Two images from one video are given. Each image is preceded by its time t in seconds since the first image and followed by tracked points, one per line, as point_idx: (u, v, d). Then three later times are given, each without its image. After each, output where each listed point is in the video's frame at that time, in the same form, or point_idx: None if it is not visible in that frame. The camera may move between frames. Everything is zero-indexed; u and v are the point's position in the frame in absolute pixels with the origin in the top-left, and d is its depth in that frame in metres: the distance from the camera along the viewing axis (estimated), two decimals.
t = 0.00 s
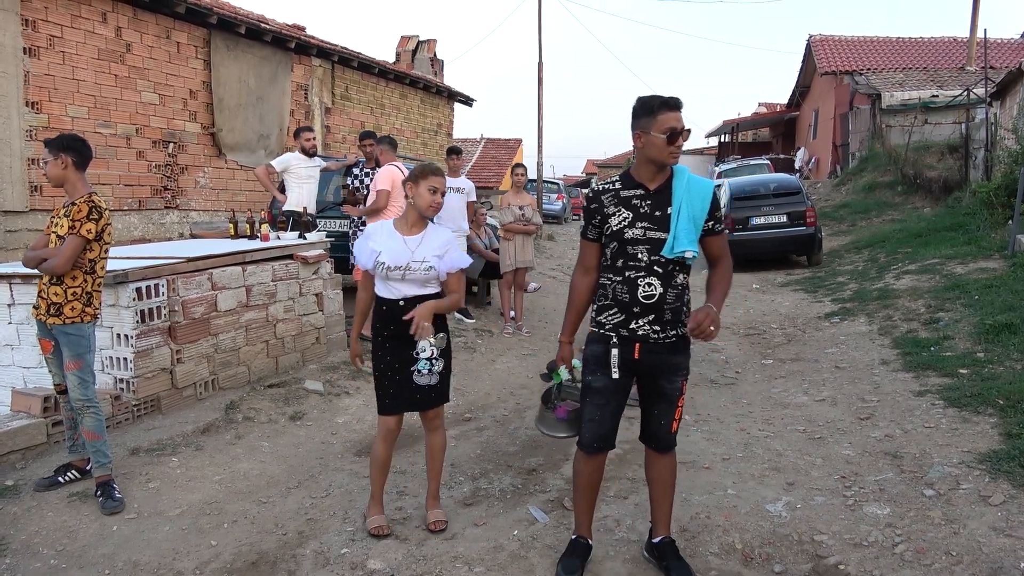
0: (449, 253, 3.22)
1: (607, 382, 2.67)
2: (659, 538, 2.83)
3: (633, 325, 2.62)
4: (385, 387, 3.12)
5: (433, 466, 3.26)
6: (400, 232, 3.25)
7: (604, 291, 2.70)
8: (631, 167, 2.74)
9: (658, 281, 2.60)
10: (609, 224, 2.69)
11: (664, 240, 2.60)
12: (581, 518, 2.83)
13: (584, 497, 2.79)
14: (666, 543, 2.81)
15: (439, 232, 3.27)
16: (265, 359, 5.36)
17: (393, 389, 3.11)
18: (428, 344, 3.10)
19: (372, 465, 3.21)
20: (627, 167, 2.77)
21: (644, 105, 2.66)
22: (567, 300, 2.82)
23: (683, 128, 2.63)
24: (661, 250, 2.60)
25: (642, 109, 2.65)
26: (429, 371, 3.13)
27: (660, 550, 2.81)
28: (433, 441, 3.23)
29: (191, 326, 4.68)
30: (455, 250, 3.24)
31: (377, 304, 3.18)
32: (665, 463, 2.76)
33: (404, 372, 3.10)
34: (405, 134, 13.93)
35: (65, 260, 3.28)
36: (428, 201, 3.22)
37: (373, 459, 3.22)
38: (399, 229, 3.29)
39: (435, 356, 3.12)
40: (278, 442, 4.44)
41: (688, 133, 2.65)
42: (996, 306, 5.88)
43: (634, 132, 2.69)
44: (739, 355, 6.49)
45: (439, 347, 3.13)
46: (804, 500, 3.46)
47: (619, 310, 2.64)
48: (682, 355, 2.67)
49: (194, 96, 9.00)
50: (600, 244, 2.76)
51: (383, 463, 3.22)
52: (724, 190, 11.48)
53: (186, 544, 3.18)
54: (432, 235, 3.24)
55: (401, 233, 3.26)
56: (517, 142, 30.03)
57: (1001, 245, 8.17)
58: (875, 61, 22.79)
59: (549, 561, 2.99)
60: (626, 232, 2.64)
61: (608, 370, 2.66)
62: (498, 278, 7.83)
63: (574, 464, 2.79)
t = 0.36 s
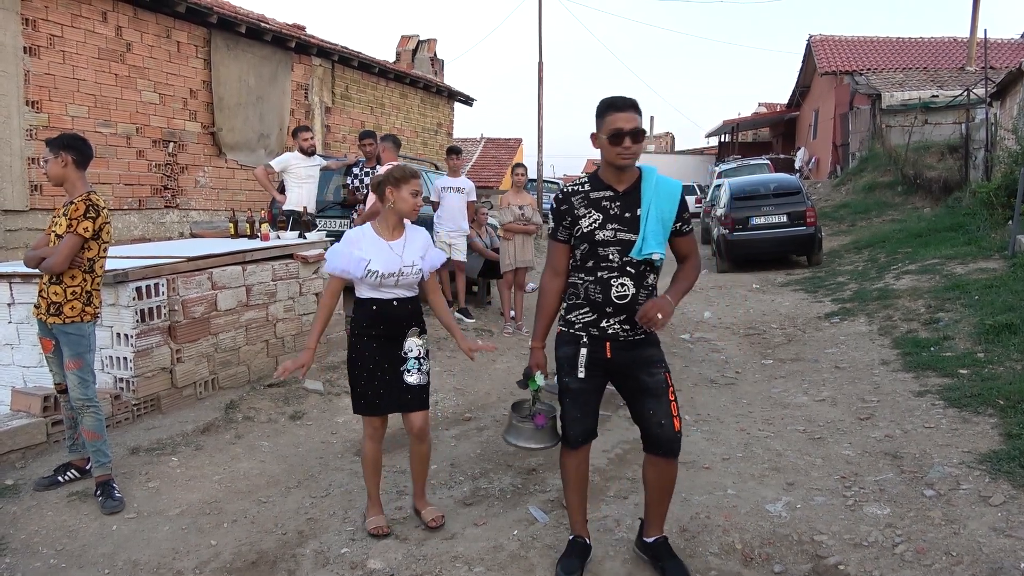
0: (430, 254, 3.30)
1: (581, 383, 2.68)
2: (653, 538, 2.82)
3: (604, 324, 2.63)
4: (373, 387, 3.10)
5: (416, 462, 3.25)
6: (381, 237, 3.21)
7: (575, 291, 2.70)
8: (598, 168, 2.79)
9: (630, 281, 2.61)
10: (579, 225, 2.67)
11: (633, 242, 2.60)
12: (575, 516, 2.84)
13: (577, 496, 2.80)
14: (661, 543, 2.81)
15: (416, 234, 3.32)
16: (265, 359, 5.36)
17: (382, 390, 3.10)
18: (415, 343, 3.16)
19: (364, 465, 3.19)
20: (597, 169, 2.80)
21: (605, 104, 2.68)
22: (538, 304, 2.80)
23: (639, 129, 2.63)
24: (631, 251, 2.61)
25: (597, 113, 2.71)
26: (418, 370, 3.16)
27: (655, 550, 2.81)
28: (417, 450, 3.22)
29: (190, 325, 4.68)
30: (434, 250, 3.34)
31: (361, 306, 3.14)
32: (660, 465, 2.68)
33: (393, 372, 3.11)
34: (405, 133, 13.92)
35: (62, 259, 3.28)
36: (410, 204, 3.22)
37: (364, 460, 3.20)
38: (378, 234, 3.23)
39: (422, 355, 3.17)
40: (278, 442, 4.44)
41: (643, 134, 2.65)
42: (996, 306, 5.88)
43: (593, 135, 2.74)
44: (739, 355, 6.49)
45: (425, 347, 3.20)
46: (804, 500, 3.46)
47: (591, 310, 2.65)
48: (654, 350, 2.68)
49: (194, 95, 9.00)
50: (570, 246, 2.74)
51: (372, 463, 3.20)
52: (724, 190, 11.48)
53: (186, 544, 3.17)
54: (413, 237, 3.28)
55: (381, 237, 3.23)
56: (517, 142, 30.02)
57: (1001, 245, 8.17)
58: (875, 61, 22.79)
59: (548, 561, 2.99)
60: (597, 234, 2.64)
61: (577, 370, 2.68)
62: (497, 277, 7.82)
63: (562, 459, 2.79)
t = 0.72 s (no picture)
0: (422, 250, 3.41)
1: (570, 383, 2.69)
2: (631, 547, 2.78)
3: (590, 323, 2.63)
4: (379, 389, 3.10)
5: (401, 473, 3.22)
6: (386, 233, 3.21)
7: (562, 289, 2.70)
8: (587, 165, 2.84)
9: (614, 277, 2.60)
10: (565, 220, 2.70)
11: (616, 234, 2.60)
12: (574, 516, 2.84)
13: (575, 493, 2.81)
14: (639, 551, 2.77)
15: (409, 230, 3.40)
16: (264, 359, 5.36)
17: (388, 391, 3.10)
18: (414, 340, 3.19)
19: (365, 463, 3.17)
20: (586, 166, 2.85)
21: (585, 99, 2.73)
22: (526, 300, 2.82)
23: (622, 125, 2.68)
24: (614, 244, 2.60)
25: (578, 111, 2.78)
26: (419, 368, 3.20)
27: (631, 559, 2.77)
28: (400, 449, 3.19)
29: (190, 325, 4.68)
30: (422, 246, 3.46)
31: (363, 306, 3.11)
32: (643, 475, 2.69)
33: (397, 372, 3.12)
34: (405, 133, 13.92)
35: (64, 259, 3.28)
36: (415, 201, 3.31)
37: (364, 459, 3.19)
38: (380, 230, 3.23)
39: (421, 353, 3.20)
40: (278, 442, 4.44)
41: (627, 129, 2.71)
42: (996, 306, 5.88)
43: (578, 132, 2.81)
44: (739, 355, 6.49)
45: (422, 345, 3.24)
46: (803, 500, 3.46)
47: (577, 308, 2.65)
48: (643, 351, 2.66)
49: (194, 95, 9.00)
50: (557, 240, 2.77)
51: (372, 464, 3.19)
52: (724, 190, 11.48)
53: (186, 544, 3.17)
54: (409, 234, 3.36)
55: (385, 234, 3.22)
56: (517, 142, 30.01)
57: (1001, 244, 8.17)
58: (874, 61, 22.79)
59: (548, 561, 2.99)
60: (582, 228, 2.65)
61: (565, 370, 2.68)
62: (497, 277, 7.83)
63: (559, 458, 2.80)
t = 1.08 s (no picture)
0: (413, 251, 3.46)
1: (565, 383, 2.70)
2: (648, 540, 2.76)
3: (584, 323, 2.64)
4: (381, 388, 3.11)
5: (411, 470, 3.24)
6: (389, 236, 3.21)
7: (561, 290, 2.73)
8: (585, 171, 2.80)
9: (610, 280, 2.60)
10: (564, 224, 2.73)
11: (613, 238, 2.60)
12: (574, 514, 2.85)
13: (572, 493, 2.82)
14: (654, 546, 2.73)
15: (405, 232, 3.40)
16: (264, 359, 5.36)
17: (390, 389, 3.11)
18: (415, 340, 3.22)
19: (363, 462, 3.19)
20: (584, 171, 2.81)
21: (576, 103, 2.74)
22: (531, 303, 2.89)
23: (613, 127, 2.66)
24: (610, 248, 2.60)
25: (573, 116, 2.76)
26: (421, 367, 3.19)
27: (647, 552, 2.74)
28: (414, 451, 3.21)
29: (189, 326, 4.68)
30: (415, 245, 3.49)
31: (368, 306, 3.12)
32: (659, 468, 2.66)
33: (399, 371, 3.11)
34: (404, 133, 13.92)
35: (66, 260, 3.28)
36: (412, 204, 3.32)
37: (363, 459, 3.21)
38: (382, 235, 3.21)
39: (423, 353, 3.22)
40: (277, 442, 4.44)
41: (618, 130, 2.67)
42: (995, 304, 5.88)
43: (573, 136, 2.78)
44: (738, 354, 6.50)
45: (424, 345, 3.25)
46: (802, 498, 3.47)
47: (573, 309, 2.67)
48: (641, 352, 2.63)
49: (192, 96, 9.00)
50: (559, 244, 2.80)
51: (371, 463, 3.21)
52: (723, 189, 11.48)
53: (185, 544, 3.18)
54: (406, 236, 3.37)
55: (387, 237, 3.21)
56: (516, 142, 30.02)
57: (1000, 242, 8.17)
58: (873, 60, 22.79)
59: (547, 560, 2.99)
60: (579, 232, 2.67)
61: (559, 369, 2.70)
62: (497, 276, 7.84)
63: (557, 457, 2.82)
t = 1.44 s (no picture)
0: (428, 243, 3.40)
1: (560, 382, 2.74)
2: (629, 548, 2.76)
3: (579, 322, 2.65)
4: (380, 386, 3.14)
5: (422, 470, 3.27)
6: (381, 236, 3.21)
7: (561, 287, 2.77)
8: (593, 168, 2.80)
9: (602, 277, 2.60)
10: (567, 218, 2.77)
11: (607, 234, 2.60)
12: (560, 513, 2.88)
13: (561, 492, 2.84)
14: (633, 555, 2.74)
15: (413, 227, 3.36)
16: (250, 361, 5.35)
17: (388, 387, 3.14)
18: (421, 342, 3.19)
19: (352, 457, 3.19)
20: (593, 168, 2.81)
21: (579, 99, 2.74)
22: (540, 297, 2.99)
23: (609, 121, 2.66)
24: (604, 245, 2.60)
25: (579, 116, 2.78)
26: (423, 370, 3.19)
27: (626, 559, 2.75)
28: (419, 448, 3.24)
29: (175, 328, 4.67)
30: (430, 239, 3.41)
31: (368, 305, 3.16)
32: (638, 474, 2.66)
33: (398, 370, 3.15)
34: (391, 134, 13.92)
35: (50, 263, 3.26)
36: (404, 199, 3.25)
37: (352, 454, 3.22)
38: (376, 234, 3.23)
39: (427, 355, 3.20)
40: (264, 444, 4.44)
41: (619, 124, 2.67)
42: (978, 298, 5.94)
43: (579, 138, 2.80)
44: (724, 350, 6.53)
45: (430, 347, 3.22)
46: (785, 493, 3.50)
47: (569, 307, 2.70)
48: (634, 357, 2.61)
49: (177, 97, 8.96)
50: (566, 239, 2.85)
51: (361, 456, 3.21)
52: (710, 187, 11.53)
53: (170, 547, 3.18)
54: (410, 231, 3.32)
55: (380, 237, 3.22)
56: (504, 141, 30.04)
57: (983, 237, 8.25)
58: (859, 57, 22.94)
59: (532, 557, 3.01)
60: (578, 226, 2.70)
61: (555, 368, 2.74)
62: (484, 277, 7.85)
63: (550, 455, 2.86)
